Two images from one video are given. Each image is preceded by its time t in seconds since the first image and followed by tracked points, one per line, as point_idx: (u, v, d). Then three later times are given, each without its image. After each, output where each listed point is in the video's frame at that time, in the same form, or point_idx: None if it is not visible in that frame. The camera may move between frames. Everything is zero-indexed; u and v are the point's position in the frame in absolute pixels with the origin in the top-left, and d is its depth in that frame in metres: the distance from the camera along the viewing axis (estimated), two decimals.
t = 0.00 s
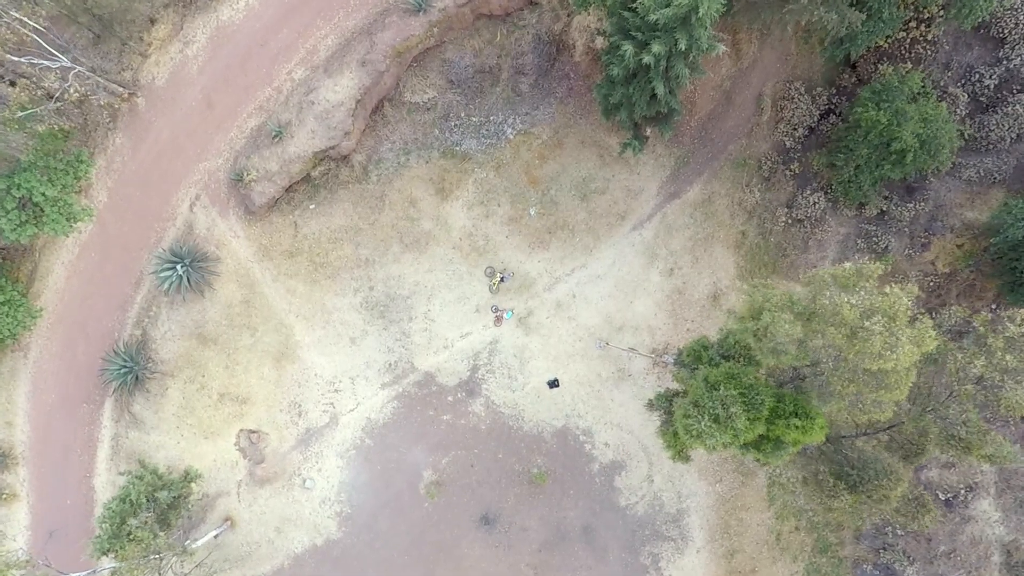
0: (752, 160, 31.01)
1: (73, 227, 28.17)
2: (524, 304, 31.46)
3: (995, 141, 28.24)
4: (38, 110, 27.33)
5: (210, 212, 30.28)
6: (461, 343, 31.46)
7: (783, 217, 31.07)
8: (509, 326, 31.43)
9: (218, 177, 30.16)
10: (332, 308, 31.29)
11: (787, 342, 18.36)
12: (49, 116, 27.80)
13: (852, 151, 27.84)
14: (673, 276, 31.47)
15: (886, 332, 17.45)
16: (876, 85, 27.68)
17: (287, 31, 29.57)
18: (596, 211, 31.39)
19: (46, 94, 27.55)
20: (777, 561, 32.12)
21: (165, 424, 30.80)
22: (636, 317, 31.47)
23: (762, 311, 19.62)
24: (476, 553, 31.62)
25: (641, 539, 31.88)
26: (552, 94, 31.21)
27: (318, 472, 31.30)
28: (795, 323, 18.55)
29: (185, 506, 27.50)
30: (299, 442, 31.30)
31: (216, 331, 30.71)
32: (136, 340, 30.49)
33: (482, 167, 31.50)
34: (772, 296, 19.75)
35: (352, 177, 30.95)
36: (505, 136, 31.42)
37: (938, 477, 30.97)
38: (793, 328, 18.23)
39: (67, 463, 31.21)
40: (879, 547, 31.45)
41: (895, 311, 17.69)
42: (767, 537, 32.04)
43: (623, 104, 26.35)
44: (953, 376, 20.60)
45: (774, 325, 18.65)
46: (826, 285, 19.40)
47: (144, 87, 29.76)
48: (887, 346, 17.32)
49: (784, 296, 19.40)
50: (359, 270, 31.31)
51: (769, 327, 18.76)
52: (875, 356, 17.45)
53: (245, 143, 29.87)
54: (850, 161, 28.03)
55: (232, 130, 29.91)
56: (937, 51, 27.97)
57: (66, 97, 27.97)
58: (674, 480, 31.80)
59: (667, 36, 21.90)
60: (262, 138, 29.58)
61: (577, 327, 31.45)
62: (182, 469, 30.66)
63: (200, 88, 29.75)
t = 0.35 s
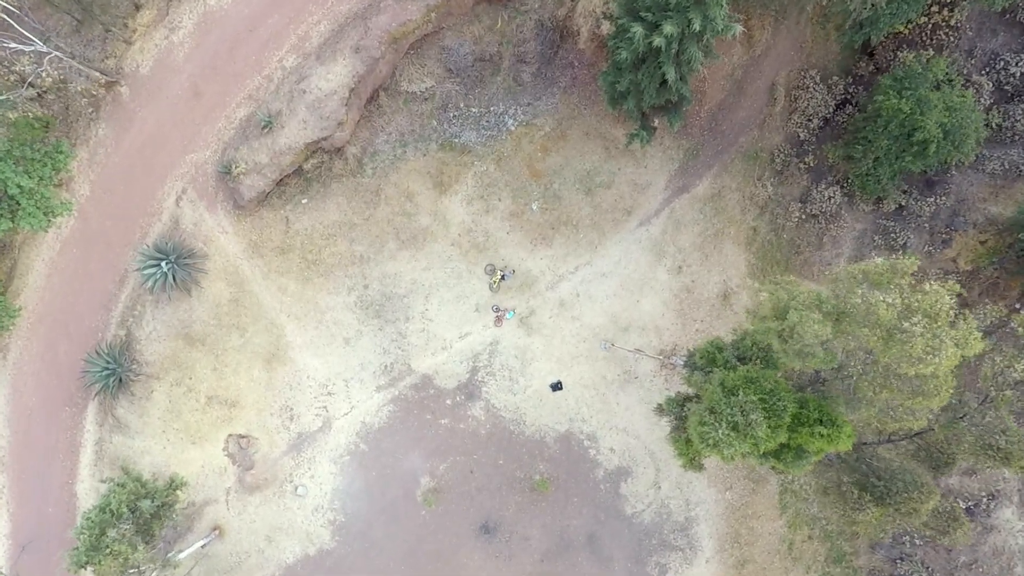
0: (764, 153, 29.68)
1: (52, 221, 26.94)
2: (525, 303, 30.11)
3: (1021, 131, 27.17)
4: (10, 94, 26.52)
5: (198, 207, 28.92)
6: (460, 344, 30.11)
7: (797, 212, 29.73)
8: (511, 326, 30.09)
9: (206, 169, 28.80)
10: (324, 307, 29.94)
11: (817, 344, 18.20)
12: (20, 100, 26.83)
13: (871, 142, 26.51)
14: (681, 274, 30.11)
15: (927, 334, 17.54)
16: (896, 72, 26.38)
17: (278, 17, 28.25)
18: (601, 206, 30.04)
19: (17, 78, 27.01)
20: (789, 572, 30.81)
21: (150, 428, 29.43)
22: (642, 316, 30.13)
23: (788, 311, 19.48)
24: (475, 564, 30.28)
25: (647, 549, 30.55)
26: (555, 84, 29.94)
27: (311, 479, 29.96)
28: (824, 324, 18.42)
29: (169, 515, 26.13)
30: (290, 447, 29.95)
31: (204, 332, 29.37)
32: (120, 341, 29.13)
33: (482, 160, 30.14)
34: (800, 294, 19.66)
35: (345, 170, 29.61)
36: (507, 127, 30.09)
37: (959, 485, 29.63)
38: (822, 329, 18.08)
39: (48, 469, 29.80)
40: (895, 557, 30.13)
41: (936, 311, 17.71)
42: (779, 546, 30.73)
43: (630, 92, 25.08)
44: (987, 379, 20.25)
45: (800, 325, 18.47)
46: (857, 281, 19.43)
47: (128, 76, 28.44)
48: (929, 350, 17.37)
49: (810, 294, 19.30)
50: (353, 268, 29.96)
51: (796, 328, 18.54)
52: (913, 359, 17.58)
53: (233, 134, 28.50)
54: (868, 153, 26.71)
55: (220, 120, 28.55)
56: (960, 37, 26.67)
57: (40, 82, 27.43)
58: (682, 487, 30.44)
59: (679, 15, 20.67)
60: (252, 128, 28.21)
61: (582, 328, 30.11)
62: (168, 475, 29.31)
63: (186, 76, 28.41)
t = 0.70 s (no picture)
0: (778, 150, 28.36)
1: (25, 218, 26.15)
2: (527, 307, 28.78)
3: None
4: None
5: (183, 206, 27.60)
6: (459, 350, 28.79)
7: (811, 213, 28.43)
8: (511, 331, 28.76)
9: (192, 167, 27.47)
10: (317, 311, 28.62)
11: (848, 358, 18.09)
12: None
13: (891, 138, 25.22)
14: (690, 277, 28.79)
15: (975, 350, 17.36)
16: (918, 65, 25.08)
17: (267, 7, 26.92)
18: (606, 206, 28.71)
19: None
20: None
21: (133, 438, 28.11)
22: (649, 321, 28.82)
23: (815, 322, 19.38)
24: None
25: (654, 564, 29.22)
26: (558, 78, 28.63)
27: (302, 491, 28.64)
28: (856, 336, 18.25)
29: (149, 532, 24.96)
30: (280, 458, 28.64)
31: (191, 337, 28.06)
32: (102, 346, 27.81)
33: (481, 158, 28.82)
34: (831, 302, 19.47)
35: (338, 167, 28.28)
36: (507, 123, 28.77)
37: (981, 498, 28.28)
38: (855, 342, 17.89)
39: (27, 481, 28.46)
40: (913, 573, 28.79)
41: (985, 325, 17.61)
42: (791, 561, 29.43)
43: (638, 85, 23.79)
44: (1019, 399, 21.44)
45: (830, 338, 18.36)
46: (893, 289, 19.31)
47: (110, 69, 27.12)
48: (978, 367, 17.28)
49: (841, 303, 19.19)
50: (347, 270, 28.64)
51: (826, 340, 18.43)
52: (955, 375, 17.62)
53: (221, 129, 27.16)
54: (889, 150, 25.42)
55: (207, 115, 27.22)
56: (984, 29, 25.33)
57: (11, 73, 25.85)
58: (690, 499, 29.11)
59: None
60: (240, 124, 26.88)
61: (586, 333, 28.79)
62: (152, 487, 27.99)
63: (172, 69, 27.09)
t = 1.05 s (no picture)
0: (792, 148, 27.08)
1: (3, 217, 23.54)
2: (528, 312, 27.50)
3: None
4: None
5: (168, 207, 26.30)
6: (457, 358, 27.50)
7: (826, 214, 27.17)
8: (511, 337, 27.47)
9: (176, 165, 26.16)
10: (308, 317, 27.33)
11: (886, 380, 17.80)
12: None
13: (913, 135, 23.94)
14: (699, 281, 27.51)
15: None
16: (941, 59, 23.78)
17: None
18: (612, 206, 27.41)
19: None
20: None
21: (116, 450, 26.82)
22: (657, 327, 27.53)
23: (848, 338, 18.94)
24: None
25: None
26: (561, 72, 27.35)
27: (293, 505, 27.36)
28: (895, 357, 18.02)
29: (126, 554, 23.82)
30: (270, 470, 27.34)
31: (176, 344, 26.76)
32: (83, 353, 26.52)
33: (481, 157, 27.53)
34: (865, 316, 19.08)
35: (331, 167, 27.01)
36: (508, 120, 27.48)
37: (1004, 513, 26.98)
38: (894, 362, 17.69)
39: (6, 494, 27.14)
40: None
41: None
42: None
43: (646, 79, 22.52)
44: None
45: (868, 358, 18.03)
46: (934, 301, 19.11)
47: (92, 62, 25.82)
48: None
49: (876, 318, 18.86)
50: (340, 274, 27.35)
51: (862, 359, 18.11)
52: (1004, 398, 17.43)
53: (207, 126, 25.83)
54: (911, 147, 24.13)
55: (193, 111, 25.91)
56: (1011, 20, 24.01)
57: None
58: (699, 514, 27.82)
59: None
60: (227, 120, 25.57)
61: (590, 340, 27.50)
62: (135, 501, 26.70)
63: (156, 63, 25.80)
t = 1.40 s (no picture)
0: (808, 142, 25.75)
1: None
2: (530, 315, 26.16)
3: None
4: None
5: (151, 204, 24.94)
6: (456, 363, 26.15)
7: (844, 211, 25.84)
8: (513, 341, 26.14)
9: (159, 160, 24.82)
10: (299, 320, 25.98)
11: (933, 395, 18.08)
12: None
13: (940, 128, 22.59)
14: (710, 282, 26.19)
15: None
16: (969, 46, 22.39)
17: None
18: (619, 204, 26.06)
19: None
20: None
21: (97, 460, 25.47)
22: (666, 330, 26.20)
23: (890, 348, 19.30)
24: None
25: None
26: (565, 62, 26.04)
27: (283, 518, 26.01)
28: (945, 371, 18.09)
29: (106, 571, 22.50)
30: (259, 481, 25.99)
31: (160, 349, 25.45)
32: (61, 358, 25.16)
33: (481, 151, 26.18)
34: (914, 325, 19.26)
35: (323, 162, 25.66)
36: (509, 113, 26.14)
37: None
38: (944, 379, 17.81)
39: None
40: None
41: None
42: None
43: (656, 67, 21.20)
44: None
45: (915, 372, 18.15)
46: (989, 307, 19.13)
47: (69, 51, 24.47)
48: None
49: (925, 328, 19.01)
50: (333, 275, 26.01)
51: (909, 374, 18.24)
52: None
53: (191, 119, 24.49)
54: (937, 140, 22.79)
55: (176, 103, 24.56)
56: None
57: None
58: (710, 527, 26.47)
59: None
60: (212, 112, 24.23)
61: (596, 344, 26.17)
62: (116, 514, 25.35)
63: (137, 52, 24.45)
